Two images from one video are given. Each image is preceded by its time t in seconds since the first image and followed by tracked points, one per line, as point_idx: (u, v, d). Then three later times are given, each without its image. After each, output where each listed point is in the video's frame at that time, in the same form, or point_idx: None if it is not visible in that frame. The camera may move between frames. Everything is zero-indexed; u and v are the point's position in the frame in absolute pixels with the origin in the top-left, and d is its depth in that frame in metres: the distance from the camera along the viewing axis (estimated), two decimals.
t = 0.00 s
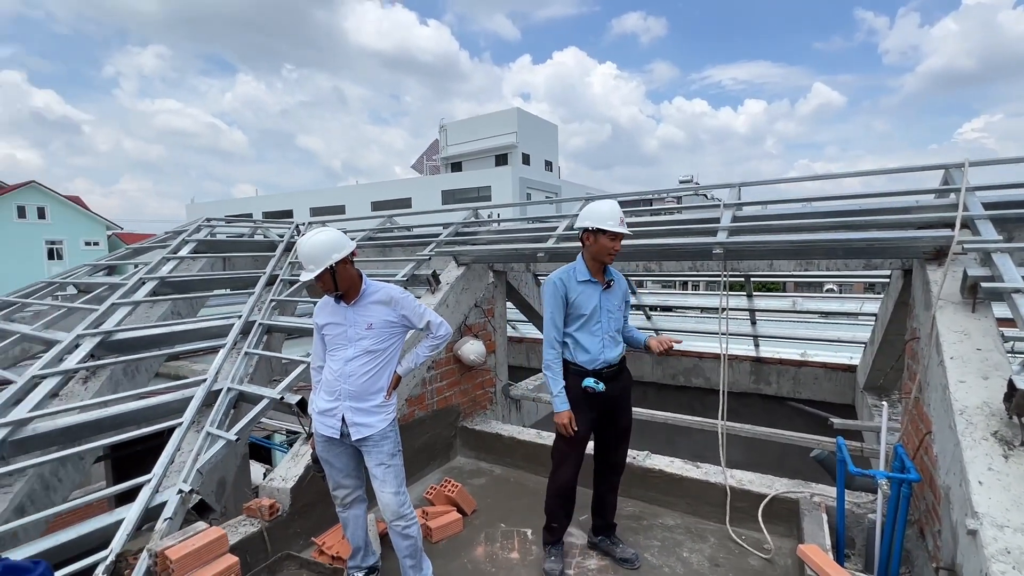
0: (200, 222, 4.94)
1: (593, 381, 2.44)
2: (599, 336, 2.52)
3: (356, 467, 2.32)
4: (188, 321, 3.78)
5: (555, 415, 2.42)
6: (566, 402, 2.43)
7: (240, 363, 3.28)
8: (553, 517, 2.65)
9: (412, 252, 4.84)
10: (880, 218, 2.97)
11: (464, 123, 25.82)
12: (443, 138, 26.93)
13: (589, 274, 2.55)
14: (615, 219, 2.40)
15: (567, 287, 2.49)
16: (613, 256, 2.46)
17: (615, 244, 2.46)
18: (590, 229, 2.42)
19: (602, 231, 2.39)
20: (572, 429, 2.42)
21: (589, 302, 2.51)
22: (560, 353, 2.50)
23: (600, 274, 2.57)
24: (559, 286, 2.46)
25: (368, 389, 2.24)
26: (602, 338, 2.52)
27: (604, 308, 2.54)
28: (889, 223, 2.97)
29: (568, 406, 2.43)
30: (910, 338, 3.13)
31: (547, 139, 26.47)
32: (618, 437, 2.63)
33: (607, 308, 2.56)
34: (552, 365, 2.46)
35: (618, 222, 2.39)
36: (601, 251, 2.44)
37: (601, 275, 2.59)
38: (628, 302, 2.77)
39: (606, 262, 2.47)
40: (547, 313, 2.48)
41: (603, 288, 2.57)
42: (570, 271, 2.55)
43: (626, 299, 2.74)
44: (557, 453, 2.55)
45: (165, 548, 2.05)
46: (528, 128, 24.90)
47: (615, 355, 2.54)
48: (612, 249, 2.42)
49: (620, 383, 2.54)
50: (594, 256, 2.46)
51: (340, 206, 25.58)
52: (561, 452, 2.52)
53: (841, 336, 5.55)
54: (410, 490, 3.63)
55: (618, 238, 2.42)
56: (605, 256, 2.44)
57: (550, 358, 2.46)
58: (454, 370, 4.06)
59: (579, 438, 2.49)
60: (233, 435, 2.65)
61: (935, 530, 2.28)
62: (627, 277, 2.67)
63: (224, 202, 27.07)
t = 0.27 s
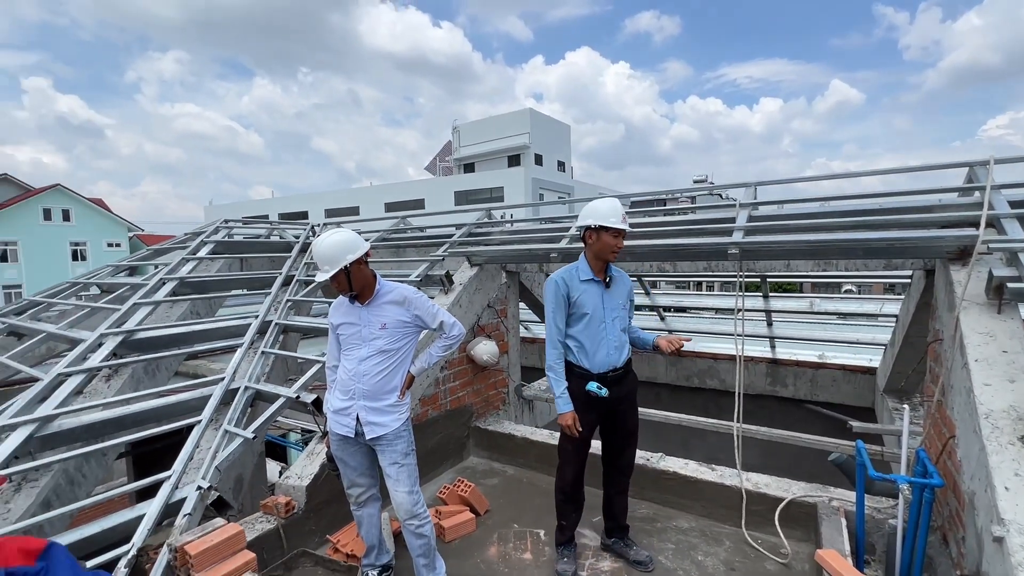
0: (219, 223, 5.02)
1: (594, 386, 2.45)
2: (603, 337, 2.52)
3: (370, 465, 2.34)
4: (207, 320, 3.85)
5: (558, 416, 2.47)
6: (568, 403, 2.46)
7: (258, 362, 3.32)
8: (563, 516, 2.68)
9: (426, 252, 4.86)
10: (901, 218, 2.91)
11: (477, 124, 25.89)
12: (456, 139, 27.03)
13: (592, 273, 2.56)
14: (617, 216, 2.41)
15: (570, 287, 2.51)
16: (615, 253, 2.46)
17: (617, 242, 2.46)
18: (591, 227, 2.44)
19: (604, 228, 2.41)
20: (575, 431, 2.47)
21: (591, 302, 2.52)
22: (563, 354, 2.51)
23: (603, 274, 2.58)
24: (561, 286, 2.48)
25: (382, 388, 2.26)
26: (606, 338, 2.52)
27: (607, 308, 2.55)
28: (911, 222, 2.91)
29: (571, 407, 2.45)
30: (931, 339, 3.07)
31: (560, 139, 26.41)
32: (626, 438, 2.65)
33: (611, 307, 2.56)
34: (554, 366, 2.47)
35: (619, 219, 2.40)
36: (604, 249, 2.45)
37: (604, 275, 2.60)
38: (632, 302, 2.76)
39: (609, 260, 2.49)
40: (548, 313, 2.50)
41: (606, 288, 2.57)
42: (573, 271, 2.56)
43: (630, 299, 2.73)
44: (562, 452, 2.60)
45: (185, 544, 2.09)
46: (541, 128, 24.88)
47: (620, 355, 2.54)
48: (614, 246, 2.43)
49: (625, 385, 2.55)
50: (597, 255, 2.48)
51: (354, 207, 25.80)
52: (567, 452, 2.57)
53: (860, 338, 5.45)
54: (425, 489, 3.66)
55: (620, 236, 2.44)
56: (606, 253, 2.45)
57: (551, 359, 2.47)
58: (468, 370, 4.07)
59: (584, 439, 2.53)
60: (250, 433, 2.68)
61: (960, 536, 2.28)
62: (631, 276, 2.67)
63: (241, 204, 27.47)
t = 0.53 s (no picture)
0: (231, 224, 5.09)
1: (600, 388, 2.45)
2: (607, 338, 2.51)
3: (380, 465, 2.35)
4: (220, 320, 3.89)
5: (557, 419, 2.48)
6: (569, 406, 2.47)
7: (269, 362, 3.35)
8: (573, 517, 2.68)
9: (435, 253, 4.88)
10: (917, 217, 2.87)
11: (486, 125, 25.93)
12: (465, 139, 27.09)
13: (595, 274, 2.56)
14: (617, 216, 2.39)
15: (572, 288, 2.51)
16: (616, 252, 2.45)
17: (618, 241, 2.44)
18: (591, 228, 2.44)
19: (604, 228, 2.40)
20: (578, 433, 2.48)
21: (595, 304, 2.51)
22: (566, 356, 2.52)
23: (606, 274, 2.57)
24: (563, 288, 2.49)
25: (392, 388, 2.27)
26: (610, 339, 2.51)
27: (611, 309, 2.54)
28: (927, 222, 2.87)
29: (572, 410, 2.47)
30: (948, 341, 3.03)
31: (569, 139, 26.37)
32: (635, 440, 2.65)
33: (615, 308, 2.55)
34: (556, 369, 2.48)
35: (619, 219, 2.39)
36: (605, 249, 2.44)
37: (607, 276, 2.59)
38: (638, 302, 2.75)
39: (611, 261, 2.48)
40: (551, 316, 2.51)
41: (610, 289, 2.57)
42: (576, 273, 2.56)
43: (637, 300, 2.72)
44: (570, 454, 2.60)
45: (198, 541, 2.12)
46: (550, 128, 24.86)
47: (624, 356, 2.52)
48: (616, 246, 2.42)
49: (632, 387, 2.54)
50: (599, 255, 2.47)
51: (364, 207, 25.96)
52: (574, 454, 2.57)
53: (874, 339, 5.39)
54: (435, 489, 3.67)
55: (621, 236, 2.43)
56: (607, 253, 2.44)
57: (554, 361, 2.48)
58: (477, 370, 4.07)
59: (590, 441, 2.53)
60: (262, 432, 2.71)
61: (977, 541, 2.26)
62: (636, 276, 2.65)
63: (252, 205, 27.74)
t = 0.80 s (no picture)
0: (237, 225, 5.14)
1: (604, 388, 2.44)
2: (611, 339, 2.50)
3: (385, 465, 2.35)
4: (225, 320, 3.91)
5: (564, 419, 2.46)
6: (576, 406, 2.45)
7: (275, 362, 3.37)
8: (577, 518, 2.68)
9: (439, 253, 4.89)
10: (924, 218, 2.85)
11: (490, 125, 25.94)
12: (469, 140, 27.12)
13: (599, 275, 2.55)
14: (619, 216, 2.38)
15: (576, 289, 2.50)
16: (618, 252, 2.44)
17: (620, 241, 2.43)
18: (593, 228, 2.44)
19: (604, 228, 2.39)
20: (585, 434, 2.45)
21: (598, 305, 2.51)
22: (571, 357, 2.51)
23: (609, 275, 2.57)
24: (566, 289, 2.48)
25: (396, 388, 2.27)
26: (614, 339, 2.50)
27: (615, 309, 2.53)
28: (934, 222, 2.85)
29: (578, 410, 2.45)
30: (955, 342, 3.01)
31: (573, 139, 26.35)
32: (639, 441, 2.65)
33: (619, 309, 2.54)
34: (561, 370, 2.46)
35: (621, 218, 2.37)
36: (607, 250, 2.44)
37: (611, 276, 2.58)
38: (642, 302, 2.74)
39: (614, 261, 2.47)
40: (555, 317, 2.51)
41: (613, 289, 2.56)
42: (580, 274, 2.55)
43: (641, 300, 2.71)
44: (574, 455, 2.59)
45: (204, 540, 2.12)
46: (554, 129, 24.85)
47: (628, 357, 2.51)
48: (618, 246, 2.42)
49: (636, 387, 2.53)
50: (601, 255, 2.46)
51: (368, 208, 26.03)
52: (578, 455, 2.57)
53: (880, 340, 5.35)
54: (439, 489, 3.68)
55: (623, 236, 2.42)
56: (609, 253, 2.43)
57: (558, 363, 2.47)
58: (481, 370, 4.08)
59: (595, 441, 2.53)
60: (267, 432, 2.72)
61: (985, 544, 2.24)
62: (640, 276, 2.64)
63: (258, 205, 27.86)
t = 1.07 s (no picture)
0: (234, 224, 5.11)
1: (602, 387, 2.43)
2: (609, 339, 2.50)
3: (382, 466, 2.34)
4: (222, 320, 3.89)
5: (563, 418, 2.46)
6: (574, 405, 2.45)
7: (271, 362, 3.35)
8: (576, 518, 2.67)
9: (437, 253, 4.88)
10: (921, 217, 2.86)
11: (488, 125, 25.93)
12: (467, 140, 27.11)
13: (597, 275, 2.55)
14: (615, 216, 2.37)
15: (574, 289, 2.50)
16: (615, 252, 2.43)
17: (617, 240, 2.42)
18: (590, 227, 2.44)
19: (599, 227, 2.40)
20: (584, 432, 2.46)
21: (596, 304, 2.50)
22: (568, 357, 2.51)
23: (608, 275, 2.56)
24: (564, 289, 2.48)
25: (393, 389, 2.26)
26: (612, 339, 2.50)
27: (613, 309, 2.53)
28: (931, 222, 2.85)
29: (577, 409, 2.45)
30: (952, 342, 3.01)
31: (571, 139, 26.37)
32: (638, 441, 2.64)
33: (617, 309, 2.54)
34: (559, 369, 2.47)
35: (617, 218, 2.37)
36: (603, 249, 2.44)
37: (610, 276, 2.58)
38: (641, 303, 2.74)
39: (611, 261, 2.46)
40: (553, 316, 2.51)
41: (611, 289, 2.55)
42: (578, 273, 2.55)
43: (640, 300, 2.70)
44: (572, 454, 2.59)
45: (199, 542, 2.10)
46: (552, 129, 24.85)
47: (626, 357, 2.51)
48: (613, 245, 2.41)
49: (634, 387, 2.53)
50: (598, 255, 2.47)
51: (366, 208, 26.00)
52: (576, 455, 2.56)
53: (878, 340, 5.36)
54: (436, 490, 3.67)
55: (620, 235, 2.41)
56: (605, 253, 2.43)
57: (556, 362, 2.48)
58: (479, 370, 4.07)
59: (593, 441, 2.52)
60: (264, 432, 2.70)
61: (981, 543, 2.24)
62: (640, 277, 2.63)
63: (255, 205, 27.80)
